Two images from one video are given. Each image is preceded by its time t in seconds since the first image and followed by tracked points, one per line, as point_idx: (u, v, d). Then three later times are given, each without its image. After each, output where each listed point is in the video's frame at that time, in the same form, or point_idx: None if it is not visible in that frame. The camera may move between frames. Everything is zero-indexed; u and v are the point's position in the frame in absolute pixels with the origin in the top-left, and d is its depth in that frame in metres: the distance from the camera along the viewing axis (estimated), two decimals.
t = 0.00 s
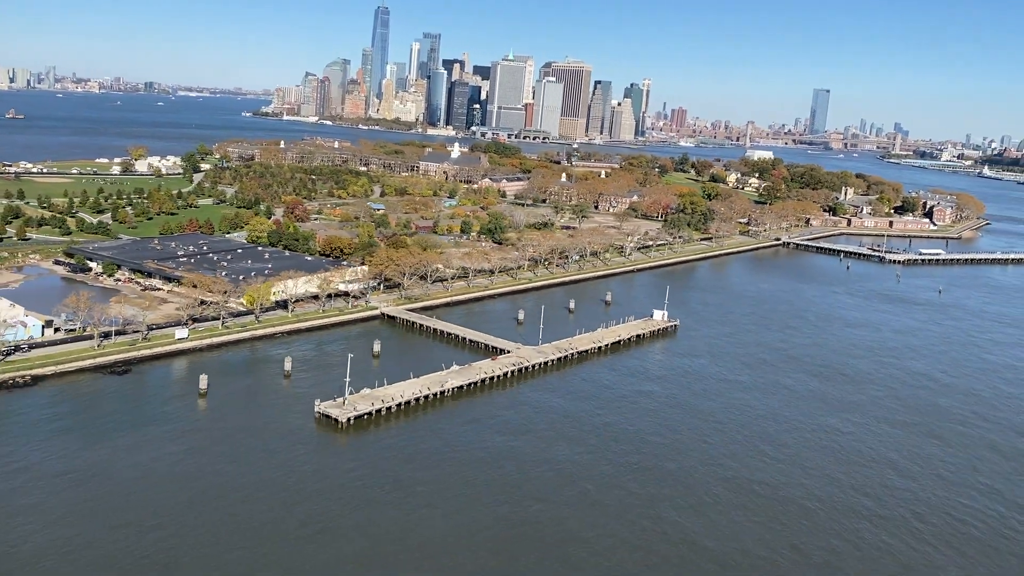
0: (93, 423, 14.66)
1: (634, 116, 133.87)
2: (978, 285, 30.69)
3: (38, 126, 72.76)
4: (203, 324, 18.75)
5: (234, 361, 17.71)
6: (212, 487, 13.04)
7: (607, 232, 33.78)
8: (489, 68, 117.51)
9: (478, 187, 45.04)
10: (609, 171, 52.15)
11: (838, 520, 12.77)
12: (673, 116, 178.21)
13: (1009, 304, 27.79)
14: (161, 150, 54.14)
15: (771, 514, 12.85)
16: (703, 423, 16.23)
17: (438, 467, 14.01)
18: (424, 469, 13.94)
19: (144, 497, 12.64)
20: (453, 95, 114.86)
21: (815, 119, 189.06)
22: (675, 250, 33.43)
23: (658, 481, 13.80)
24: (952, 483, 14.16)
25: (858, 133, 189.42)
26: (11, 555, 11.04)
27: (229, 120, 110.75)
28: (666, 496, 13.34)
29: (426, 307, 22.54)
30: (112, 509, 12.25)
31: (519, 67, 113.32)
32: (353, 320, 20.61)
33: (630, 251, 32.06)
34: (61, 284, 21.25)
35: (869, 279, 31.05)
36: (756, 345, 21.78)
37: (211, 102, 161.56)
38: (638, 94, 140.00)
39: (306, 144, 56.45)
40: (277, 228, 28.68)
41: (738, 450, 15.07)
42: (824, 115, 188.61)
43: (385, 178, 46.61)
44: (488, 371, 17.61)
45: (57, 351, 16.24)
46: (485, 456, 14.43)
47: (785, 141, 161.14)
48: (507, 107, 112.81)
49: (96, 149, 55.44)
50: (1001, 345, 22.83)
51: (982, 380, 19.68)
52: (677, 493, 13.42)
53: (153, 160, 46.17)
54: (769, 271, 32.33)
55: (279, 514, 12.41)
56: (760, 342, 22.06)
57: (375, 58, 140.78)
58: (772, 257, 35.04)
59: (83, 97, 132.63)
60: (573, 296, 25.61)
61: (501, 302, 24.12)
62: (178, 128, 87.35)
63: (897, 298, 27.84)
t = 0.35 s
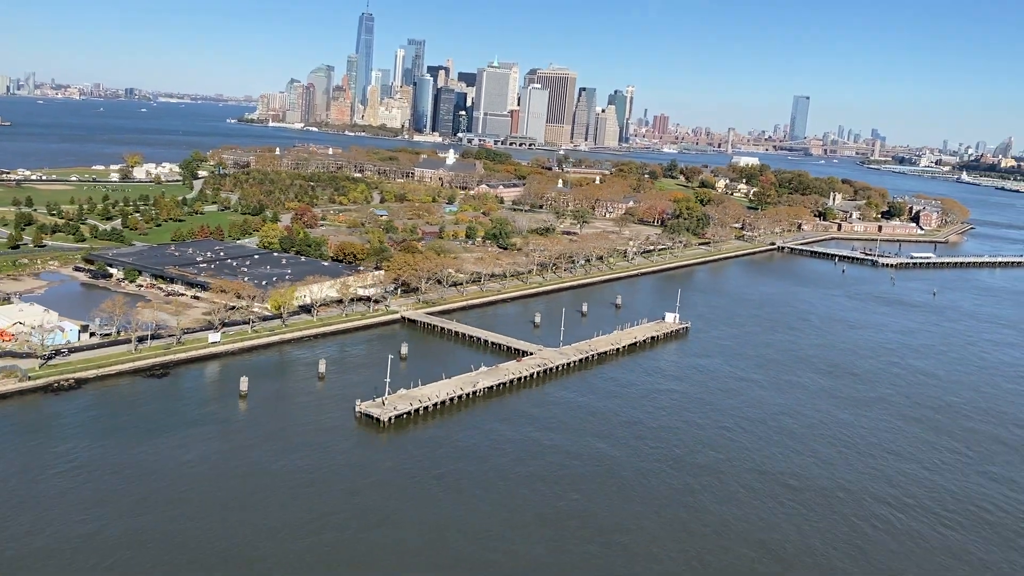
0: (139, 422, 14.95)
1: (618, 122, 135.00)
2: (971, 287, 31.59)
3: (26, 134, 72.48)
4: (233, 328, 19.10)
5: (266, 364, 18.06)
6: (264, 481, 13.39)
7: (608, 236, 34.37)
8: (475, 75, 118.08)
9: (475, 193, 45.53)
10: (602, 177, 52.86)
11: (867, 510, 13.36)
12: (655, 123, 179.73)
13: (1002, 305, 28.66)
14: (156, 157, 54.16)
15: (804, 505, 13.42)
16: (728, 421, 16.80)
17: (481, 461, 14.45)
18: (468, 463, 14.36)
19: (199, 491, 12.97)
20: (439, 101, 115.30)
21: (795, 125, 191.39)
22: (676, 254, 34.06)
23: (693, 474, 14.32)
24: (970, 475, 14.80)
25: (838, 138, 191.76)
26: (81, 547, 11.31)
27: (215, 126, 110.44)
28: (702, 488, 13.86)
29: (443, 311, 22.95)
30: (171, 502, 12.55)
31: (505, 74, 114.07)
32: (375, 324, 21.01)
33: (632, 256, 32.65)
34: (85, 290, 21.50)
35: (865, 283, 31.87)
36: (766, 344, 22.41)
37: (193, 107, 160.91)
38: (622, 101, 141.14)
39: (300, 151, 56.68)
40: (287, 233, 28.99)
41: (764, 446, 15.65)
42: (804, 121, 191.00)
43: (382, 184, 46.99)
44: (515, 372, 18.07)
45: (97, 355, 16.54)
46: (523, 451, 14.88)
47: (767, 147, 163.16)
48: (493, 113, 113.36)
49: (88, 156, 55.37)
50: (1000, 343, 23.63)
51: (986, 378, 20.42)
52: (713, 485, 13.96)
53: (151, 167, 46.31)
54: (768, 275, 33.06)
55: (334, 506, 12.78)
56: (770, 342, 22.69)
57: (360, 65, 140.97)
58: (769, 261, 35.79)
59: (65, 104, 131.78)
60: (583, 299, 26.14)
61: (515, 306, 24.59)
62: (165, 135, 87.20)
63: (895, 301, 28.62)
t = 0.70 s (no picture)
0: (187, 431, 15.10)
1: (609, 134, 135.83)
2: (977, 299, 32.19)
3: (22, 146, 72.24)
4: (267, 339, 19.34)
5: (303, 374, 18.28)
6: (320, 484, 13.62)
7: (617, 248, 34.75)
8: (468, 87, 118.62)
9: (480, 204, 45.84)
10: (604, 189, 53.34)
11: (910, 514, 13.72)
12: (645, 135, 180.87)
13: (1010, 316, 29.26)
14: (158, 170, 54.17)
15: (848, 509, 13.77)
16: (762, 429, 17.16)
17: (528, 465, 14.68)
18: (515, 468, 14.59)
19: (259, 493, 13.18)
20: (432, 114, 115.71)
21: (783, 138, 193.20)
22: (685, 265, 34.50)
23: (736, 480, 14.64)
24: (1004, 482, 15.21)
25: (825, 149, 193.61)
26: (149, 548, 11.43)
27: (207, 138, 110.31)
28: (748, 493, 14.17)
29: (467, 321, 23.22)
30: (230, 506, 12.70)
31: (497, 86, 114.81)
32: (403, 335, 21.28)
33: (642, 268, 33.07)
34: (114, 302, 21.71)
35: (874, 294, 32.41)
36: (788, 353, 22.81)
37: (183, 119, 160.55)
38: (613, 113, 142.08)
39: (302, 163, 56.84)
40: (303, 245, 29.21)
41: (801, 453, 16.00)
42: (791, 134, 192.92)
43: (387, 196, 47.26)
44: (550, 380, 18.35)
45: (139, 366, 16.77)
46: (569, 456, 15.16)
47: (756, 159, 164.67)
48: (486, 126, 113.74)
49: (88, 168, 55.25)
50: (1013, 353, 24.14)
51: (1006, 386, 20.90)
52: (757, 490, 14.28)
53: (154, 179, 46.33)
54: (777, 286, 33.53)
55: (391, 508, 12.97)
56: (791, 351, 23.09)
57: (351, 77, 141.22)
58: (776, 273, 36.26)
59: (55, 116, 131.20)
60: (601, 310, 26.47)
61: (535, 317, 24.90)
62: (159, 146, 87.00)
63: (906, 312, 29.16)
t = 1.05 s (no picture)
0: (239, 438, 15.41)
1: (604, 147, 136.71)
2: (984, 308, 32.80)
3: (24, 161, 72.46)
4: (305, 348, 19.66)
5: (343, 382, 18.60)
6: (377, 486, 13.94)
7: (629, 258, 35.22)
8: (464, 100, 119.29)
9: (488, 216, 46.27)
10: (608, 201, 53.89)
11: (950, 513, 14.14)
12: (637, 147, 181.99)
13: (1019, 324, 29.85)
14: (164, 183, 54.36)
15: (889, 510, 14.17)
16: (796, 432, 17.58)
17: (574, 468, 15.03)
18: (562, 470, 14.94)
19: (320, 495, 13.49)
20: (428, 127, 116.25)
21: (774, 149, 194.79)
22: (696, 276, 34.98)
23: (777, 481, 15.05)
24: None
25: (817, 160, 195.32)
26: (221, 547, 11.74)
27: (203, 152, 110.37)
28: (790, 493, 14.57)
29: (493, 331, 23.59)
30: (292, 507, 13.01)
31: (494, 99, 115.49)
32: (434, 344, 21.65)
33: (655, 278, 33.54)
34: (147, 314, 22.01)
35: (884, 303, 32.98)
36: (809, 360, 23.28)
37: (176, 132, 160.38)
38: (607, 125, 143.08)
39: (307, 177, 57.16)
40: (323, 257, 29.54)
41: (837, 456, 16.41)
42: (782, 145, 194.52)
43: (395, 209, 47.63)
44: (585, 387, 18.73)
45: (186, 376, 17.11)
46: (614, 459, 15.54)
47: (749, 171, 165.92)
48: (482, 139, 114.33)
49: (94, 182, 55.53)
50: None
51: None
52: (799, 491, 14.67)
53: (162, 192, 46.59)
54: (788, 296, 34.07)
55: (448, 509, 13.30)
56: (812, 358, 23.57)
57: (346, 90, 141.69)
58: (785, 283, 36.80)
59: (49, 129, 130.83)
60: (621, 319, 26.90)
61: (558, 326, 25.29)
62: (157, 160, 86.96)
63: (918, 321, 29.71)
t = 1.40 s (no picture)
0: (293, 439, 15.82)
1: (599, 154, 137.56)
2: (992, 311, 33.46)
3: (26, 172, 72.66)
4: (343, 353, 20.07)
5: (384, 385, 19.00)
6: (434, 484, 14.34)
7: (642, 263, 35.73)
8: (461, 109, 119.94)
9: (497, 224, 46.74)
10: (613, 208, 54.45)
11: (986, 507, 14.64)
12: (632, 154, 183.05)
13: None
14: (171, 193, 54.61)
15: (928, 505, 14.68)
16: (828, 431, 18.08)
17: (621, 467, 15.47)
18: (610, 468, 15.39)
19: (380, 493, 13.89)
20: (426, 135, 116.79)
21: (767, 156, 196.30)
22: (708, 281, 35.53)
23: (818, 478, 15.52)
24: None
25: (809, 167, 196.95)
26: (295, 540, 12.12)
27: (201, 161, 110.48)
28: (831, 489, 15.08)
29: (520, 336, 24.03)
30: (356, 503, 13.41)
31: (491, 107, 116.11)
32: (466, 349, 22.09)
33: (669, 284, 34.05)
34: (182, 322, 22.37)
35: (894, 307, 33.61)
36: (830, 362, 23.82)
37: (171, 142, 160.34)
38: (602, 133, 144.02)
39: (313, 186, 57.55)
40: (345, 265, 29.95)
41: (870, 453, 16.94)
42: (775, 152, 196.11)
43: (404, 217, 48.05)
44: (620, 389, 19.19)
45: (234, 381, 17.51)
46: (657, 458, 15.99)
47: (743, 177, 167.15)
48: (480, 147, 114.93)
49: (100, 192, 55.77)
50: None
51: None
52: (839, 487, 15.15)
53: (172, 202, 46.90)
54: (799, 300, 34.67)
55: (506, 504, 13.73)
56: (832, 360, 24.11)
57: (342, 99, 142.14)
58: (795, 287, 37.39)
59: (45, 140, 130.65)
60: (642, 324, 27.38)
61: (582, 331, 25.75)
62: (158, 170, 87.06)
63: (929, 324, 30.33)
